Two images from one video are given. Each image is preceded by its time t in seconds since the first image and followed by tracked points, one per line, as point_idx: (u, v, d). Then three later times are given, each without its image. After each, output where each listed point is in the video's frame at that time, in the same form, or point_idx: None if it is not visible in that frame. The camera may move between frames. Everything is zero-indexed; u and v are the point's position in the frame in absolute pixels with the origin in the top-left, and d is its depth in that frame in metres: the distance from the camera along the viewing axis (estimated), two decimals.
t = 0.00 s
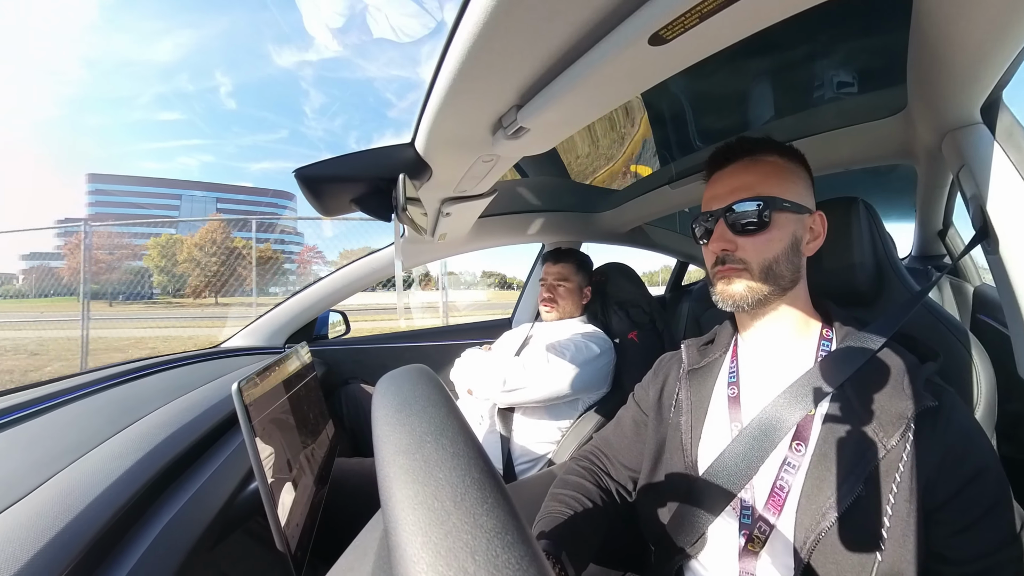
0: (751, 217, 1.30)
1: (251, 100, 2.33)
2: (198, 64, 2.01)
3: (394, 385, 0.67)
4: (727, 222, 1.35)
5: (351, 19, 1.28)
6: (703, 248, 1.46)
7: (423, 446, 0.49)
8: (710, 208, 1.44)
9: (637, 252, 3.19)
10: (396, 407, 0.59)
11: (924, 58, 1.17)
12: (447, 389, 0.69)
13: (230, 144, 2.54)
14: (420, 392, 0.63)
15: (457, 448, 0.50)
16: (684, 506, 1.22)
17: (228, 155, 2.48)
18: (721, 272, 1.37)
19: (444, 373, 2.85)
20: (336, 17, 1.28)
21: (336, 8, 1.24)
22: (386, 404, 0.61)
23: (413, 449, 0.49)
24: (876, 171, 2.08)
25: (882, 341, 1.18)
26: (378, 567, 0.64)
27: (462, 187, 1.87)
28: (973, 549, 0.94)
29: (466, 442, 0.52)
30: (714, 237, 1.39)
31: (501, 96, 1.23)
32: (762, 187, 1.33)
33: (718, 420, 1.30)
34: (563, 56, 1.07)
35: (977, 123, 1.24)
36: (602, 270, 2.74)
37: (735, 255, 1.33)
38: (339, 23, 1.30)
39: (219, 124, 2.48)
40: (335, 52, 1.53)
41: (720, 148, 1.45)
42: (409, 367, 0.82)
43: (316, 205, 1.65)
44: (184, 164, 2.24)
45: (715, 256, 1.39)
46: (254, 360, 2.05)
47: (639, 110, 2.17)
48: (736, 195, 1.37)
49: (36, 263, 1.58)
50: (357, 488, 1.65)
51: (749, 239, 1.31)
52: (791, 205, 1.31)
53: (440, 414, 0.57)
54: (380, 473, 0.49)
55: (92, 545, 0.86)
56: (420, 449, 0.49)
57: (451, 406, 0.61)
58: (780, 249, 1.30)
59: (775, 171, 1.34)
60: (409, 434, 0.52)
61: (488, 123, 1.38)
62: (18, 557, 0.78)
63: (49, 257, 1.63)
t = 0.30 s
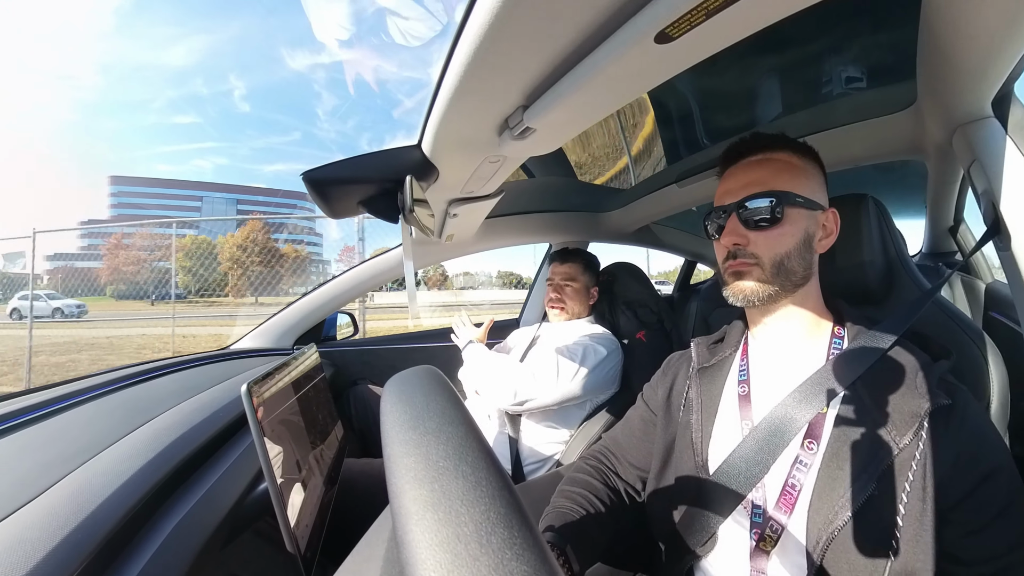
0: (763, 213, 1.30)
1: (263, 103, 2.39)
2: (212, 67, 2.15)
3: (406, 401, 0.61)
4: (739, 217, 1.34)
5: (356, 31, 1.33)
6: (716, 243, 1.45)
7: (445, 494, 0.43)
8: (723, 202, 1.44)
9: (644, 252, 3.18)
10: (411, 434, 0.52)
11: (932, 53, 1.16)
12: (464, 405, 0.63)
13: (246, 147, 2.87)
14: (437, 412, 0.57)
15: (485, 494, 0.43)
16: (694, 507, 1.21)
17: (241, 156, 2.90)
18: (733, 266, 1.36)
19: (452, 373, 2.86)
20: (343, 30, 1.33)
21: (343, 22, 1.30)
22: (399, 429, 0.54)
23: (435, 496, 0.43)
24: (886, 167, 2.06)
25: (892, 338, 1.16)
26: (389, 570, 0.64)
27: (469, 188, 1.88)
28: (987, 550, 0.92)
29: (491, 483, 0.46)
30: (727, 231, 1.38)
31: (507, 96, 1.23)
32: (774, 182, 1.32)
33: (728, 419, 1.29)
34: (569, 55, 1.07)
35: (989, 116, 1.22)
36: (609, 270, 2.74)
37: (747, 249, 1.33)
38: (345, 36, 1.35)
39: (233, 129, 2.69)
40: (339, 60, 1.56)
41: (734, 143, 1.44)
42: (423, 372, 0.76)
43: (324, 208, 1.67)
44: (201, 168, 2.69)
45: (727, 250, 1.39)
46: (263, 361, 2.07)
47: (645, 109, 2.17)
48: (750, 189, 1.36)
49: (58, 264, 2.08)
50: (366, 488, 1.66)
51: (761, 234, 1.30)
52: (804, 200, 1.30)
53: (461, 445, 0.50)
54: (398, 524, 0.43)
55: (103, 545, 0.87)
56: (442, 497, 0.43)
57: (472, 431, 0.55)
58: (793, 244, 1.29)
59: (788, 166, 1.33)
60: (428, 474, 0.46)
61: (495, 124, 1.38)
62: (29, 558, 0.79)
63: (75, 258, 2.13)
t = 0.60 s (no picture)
0: (766, 216, 1.29)
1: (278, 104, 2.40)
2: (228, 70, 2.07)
3: (420, 416, 0.57)
4: (741, 222, 1.34)
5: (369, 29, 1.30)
6: (718, 248, 1.45)
7: (469, 537, 0.39)
8: (726, 207, 1.43)
9: (651, 253, 3.17)
10: (428, 459, 0.49)
11: (942, 53, 1.15)
12: (480, 422, 0.59)
13: (259, 148, 2.84)
14: (455, 431, 0.53)
15: (512, 537, 0.40)
16: (701, 512, 1.21)
17: (256, 158, 2.81)
18: (737, 272, 1.35)
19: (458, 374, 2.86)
20: (354, 28, 1.31)
21: (354, 20, 1.27)
22: (414, 450, 0.50)
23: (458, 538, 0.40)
24: (894, 168, 2.05)
25: (905, 339, 1.16)
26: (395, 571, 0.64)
27: (476, 190, 1.88)
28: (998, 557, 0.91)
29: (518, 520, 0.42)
30: (729, 236, 1.37)
31: (515, 98, 1.23)
32: (778, 185, 1.31)
33: (735, 423, 1.29)
34: (576, 57, 1.07)
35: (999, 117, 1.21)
36: (616, 272, 2.73)
37: (750, 254, 1.32)
38: (357, 34, 1.33)
39: (248, 133, 2.75)
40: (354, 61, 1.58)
41: (734, 146, 1.43)
42: (433, 379, 0.72)
43: (332, 209, 1.68)
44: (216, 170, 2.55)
45: (729, 256, 1.38)
46: (270, 361, 2.08)
47: (652, 110, 2.17)
48: (752, 193, 1.35)
49: (84, 264, 1.82)
50: (372, 488, 1.67)
51: (765, 239, 1.30)
52: (807, 203, 1.29)
53: (483, 474, 0.47)
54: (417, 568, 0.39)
55: (111, 542, 0.88)
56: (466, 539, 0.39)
57: (492, 455, 0.51)
58: (797, 248, 1.28)
59: (790, 169, 1.32)
60: (449, 509, 0.42)
61: (502, 125, 1.39)
62: (39, 553, 0.80)
63: (100, 260, 1.87)
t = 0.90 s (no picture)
0: (767, 217, 1.28)
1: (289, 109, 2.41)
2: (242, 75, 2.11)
3: (434, 434, 0.54)
4: (741, 224, 1.33)
5: (367, 27, 1.28)
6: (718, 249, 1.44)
7: None
8: (725, 209, 1.42)
9: (656, 253, 3.17)
10: (445, 488, 0.45)
11: (949, 50, 1.14)
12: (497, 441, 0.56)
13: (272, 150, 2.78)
14: (472, 453, 0.50)
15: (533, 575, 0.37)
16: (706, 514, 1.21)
17: (271, 161, 2.68)
18: (738, 273, 1.35)
19: (462, 375, 2.86)
20: (354, 27, 1.29)
21: (353, 18, 1.25)
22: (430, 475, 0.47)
23: None
24: (901, 166, 2.03)
25: (913, 335, 1.14)
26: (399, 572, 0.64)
27: (481, 191, 1.89)
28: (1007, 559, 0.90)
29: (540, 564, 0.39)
30: (730, 238, 1.37)
31: (520, 99, 1.24)
32: (778, 186, 1.31)
33: (740, 423, 1.28)
34: (580, 57, 1.07)
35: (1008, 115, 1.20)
36: (621, 273, 2.73)
37: (751, 256, 1.31)
38: (356, 32, 1.32)
39: (257, 133, 2.55)
40: (363, 66, 1.57)
41: (734, 147, 1.43)
42: (444, 387, 0.68)
43: (337, 210, 1.68)
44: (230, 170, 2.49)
45: (730, 258, 1.37)
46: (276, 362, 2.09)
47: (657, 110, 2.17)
48: (752, 195, 1.35)
49: (109, 266, 2.22)
50: (378, 488, 1.68)
51: (765, 240, 1.29)
52: (807, 204, 1.28)
53: (503, 506, 0.43)
54: None
55: (118, 541, 0.89)
56: None
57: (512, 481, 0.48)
58: (799, 248, 1.28)
59: (790, 169, 1.32)
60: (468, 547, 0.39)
61: (507, 126, 1.39)
62: (46, 551, 0.81)
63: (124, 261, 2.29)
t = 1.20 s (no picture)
0: (772, 220, 1.28)
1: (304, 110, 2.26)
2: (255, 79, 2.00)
3: (441, 447, 0.51)
4: (745, 229, 1.33)
5: (372, 30, 1.25)
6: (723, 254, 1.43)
7: None
8: (730, 213, 1.41)
9: (662, 255, 3.16)
10: (452, 508, 0.43)
11: (954, 51, 1.14)
12: (507, 455, 0.54)
13: (286, 153, 2.58)
14: (480, 470, 0.48)
15: None
16: (711, 518, 1.19)
17: (284, 163, 2.51)
18: (744, 278, 1.34)
19: (467, 377, 2.86)
20: (359, 30, 1.26)
21: (357, 21, 1.21)
22: (437, 495, 0.45)
23: None
24: (907, 167, 2.02)
25: (919, 340, 1.13)
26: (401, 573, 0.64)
27: (485, 193, 1.89)
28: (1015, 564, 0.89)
29: None
30: (735, 243, 1.36)
31: (524, 101, 1.24)
32: (781, 190, 1.31)
33: (744, 426, 1.28)
34: (585, 61, 1.08)
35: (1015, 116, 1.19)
36: (626, 275, 2.72)
37: (757, 261, 1.31)
38: (361, 36, 1.30)
39: (273, 137, 2.61)
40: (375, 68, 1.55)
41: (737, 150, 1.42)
42: (449, 393, 0.67)
43: (342, 211, 1.69)
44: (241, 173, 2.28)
45: (736, 262, 1.37)
46: (281, 363, 2.10)
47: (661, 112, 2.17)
48: (756, 199, 1.35)
49: (134, 266, 1.93)
50: (382, 489, 1.68)
51: (770, 244, 1.29)
52: (813, 208, 1.28)
53: (516, 528, 0.41)
54: None
55: (123, 539, 0.90)
56: None
57: (524, 500, 0.46)
58: (805, 252, 1.27)
59: (794, 173, 1.31)
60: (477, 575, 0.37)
61: (512, 129, 1.39)
62: (53, 549, 0.82)
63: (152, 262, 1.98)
